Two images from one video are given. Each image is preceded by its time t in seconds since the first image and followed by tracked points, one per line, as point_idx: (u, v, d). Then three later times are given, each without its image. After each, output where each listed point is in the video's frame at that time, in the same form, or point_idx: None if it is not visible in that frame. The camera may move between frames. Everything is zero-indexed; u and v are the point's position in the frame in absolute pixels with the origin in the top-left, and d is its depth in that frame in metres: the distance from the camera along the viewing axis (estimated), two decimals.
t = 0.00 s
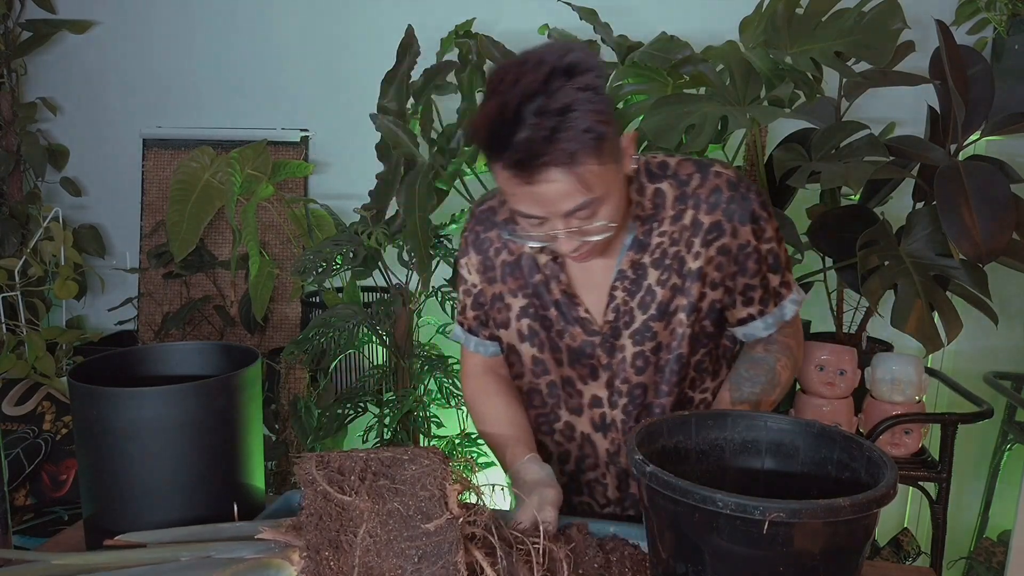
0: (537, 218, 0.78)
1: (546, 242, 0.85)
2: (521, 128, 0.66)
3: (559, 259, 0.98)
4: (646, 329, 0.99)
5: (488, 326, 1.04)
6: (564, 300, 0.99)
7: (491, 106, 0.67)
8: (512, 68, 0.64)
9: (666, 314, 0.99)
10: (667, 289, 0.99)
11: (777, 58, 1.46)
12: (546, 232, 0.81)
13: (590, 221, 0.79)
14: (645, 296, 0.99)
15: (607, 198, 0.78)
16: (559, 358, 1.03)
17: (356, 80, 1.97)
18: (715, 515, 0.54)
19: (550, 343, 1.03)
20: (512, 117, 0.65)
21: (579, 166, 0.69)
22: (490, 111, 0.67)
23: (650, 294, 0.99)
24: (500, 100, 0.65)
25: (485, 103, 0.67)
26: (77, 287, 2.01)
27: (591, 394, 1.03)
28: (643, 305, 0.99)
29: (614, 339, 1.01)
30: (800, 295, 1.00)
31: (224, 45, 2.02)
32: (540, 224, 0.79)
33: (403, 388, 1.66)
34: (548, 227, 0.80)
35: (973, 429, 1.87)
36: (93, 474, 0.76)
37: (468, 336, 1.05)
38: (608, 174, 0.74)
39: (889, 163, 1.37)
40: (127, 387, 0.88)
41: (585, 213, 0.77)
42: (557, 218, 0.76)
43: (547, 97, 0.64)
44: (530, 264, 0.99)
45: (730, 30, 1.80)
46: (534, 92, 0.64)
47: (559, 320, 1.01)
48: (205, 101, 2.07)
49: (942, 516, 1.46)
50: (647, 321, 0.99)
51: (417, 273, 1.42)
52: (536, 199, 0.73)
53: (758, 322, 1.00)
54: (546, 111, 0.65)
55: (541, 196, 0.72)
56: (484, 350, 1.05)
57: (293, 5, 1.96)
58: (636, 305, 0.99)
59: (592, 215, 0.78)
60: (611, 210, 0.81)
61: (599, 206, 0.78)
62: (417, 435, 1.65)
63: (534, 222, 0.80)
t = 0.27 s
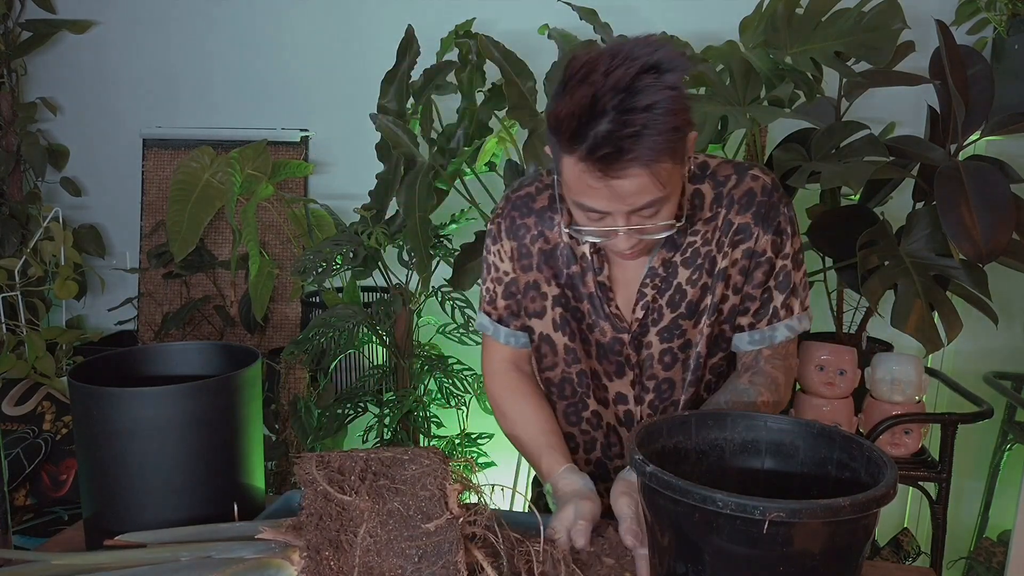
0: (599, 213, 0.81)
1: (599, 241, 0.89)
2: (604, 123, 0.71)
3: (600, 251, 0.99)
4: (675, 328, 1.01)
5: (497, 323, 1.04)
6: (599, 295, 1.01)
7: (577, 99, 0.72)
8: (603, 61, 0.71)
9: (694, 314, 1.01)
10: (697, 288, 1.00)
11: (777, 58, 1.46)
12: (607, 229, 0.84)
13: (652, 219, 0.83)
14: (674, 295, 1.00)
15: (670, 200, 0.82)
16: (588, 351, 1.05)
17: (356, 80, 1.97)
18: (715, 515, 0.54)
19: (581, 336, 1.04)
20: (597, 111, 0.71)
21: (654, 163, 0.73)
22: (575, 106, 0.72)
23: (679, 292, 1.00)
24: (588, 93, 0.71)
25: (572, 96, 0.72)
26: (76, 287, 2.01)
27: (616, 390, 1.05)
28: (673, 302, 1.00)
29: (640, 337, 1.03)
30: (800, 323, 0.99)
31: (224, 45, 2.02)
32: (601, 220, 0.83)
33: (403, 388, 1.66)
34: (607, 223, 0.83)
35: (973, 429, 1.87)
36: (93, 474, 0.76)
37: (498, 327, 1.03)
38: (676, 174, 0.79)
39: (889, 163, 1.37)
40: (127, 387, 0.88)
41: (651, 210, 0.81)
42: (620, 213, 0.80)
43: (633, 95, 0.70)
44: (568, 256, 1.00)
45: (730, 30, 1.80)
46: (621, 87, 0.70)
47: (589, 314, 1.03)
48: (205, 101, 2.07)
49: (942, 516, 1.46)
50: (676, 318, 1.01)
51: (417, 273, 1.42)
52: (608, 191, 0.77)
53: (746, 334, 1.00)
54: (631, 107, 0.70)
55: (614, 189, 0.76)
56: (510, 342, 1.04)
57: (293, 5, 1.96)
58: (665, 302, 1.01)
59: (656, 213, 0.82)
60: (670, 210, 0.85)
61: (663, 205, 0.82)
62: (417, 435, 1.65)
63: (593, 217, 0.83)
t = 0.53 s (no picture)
0: (606, 208, 0.83)
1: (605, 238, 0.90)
2: (613, 117, 0.73)
3: (603, 259, 1.00)
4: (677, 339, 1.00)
5: (500, 330, 1.03)
6: (604, 304, 1.01)
7: (587, 92, 0.74)
8: (613, 56, 0.74)
9: (697, 326, 1.01)
10: (701, 301, 1.00)
11: (777, 58, 1.46)
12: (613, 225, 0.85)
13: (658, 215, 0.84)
14: (678, 307, 1.00)
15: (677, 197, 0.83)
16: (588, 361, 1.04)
17: (355, 79, 1.97)
18: (715, 515, 0.54)
19: (582, 346, 1.04)
20: (607, 105, 0.73)
21: (662, 159, 0.75)
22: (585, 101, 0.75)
23: (684, 305, 1.00)
24: (597, 88, 0.74)
25: (582, 91, 0.75)
26: (76, 287, 2.01)
27: (615, 400, 1.05)
28: (677, 315, 1.00)
29: (642, 348, 1.02)
30: (790, 339, 0.99)
31: (224, 45, 2.02)
32: (608, 216, 0.84)
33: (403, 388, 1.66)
34: (613, 219, 0.85)
35: (973, 429, 1.87)
36: (93, 474, 0.76)
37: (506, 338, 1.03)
38: (683, 170, 0.80)
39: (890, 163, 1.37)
40: (127, 387, 0.88)
41: (657, 206, 0.82)
42: (627, 209, 0.81)
43: (640, 90, 0.72)
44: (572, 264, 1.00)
45: (730, 30, 1.80)
46: (631, 81, 0.72)
47: (591, 323, 1.02)
48: (205, 101, 2.07)
49: (942, 516, 1.46)
50: (679, 331, 1.01)
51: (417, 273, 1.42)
52: (616, 186, 0.79)
53: (738, 348, 1.00)
54: (639, 100, 0.72)
55: (622, 184, 0.78)
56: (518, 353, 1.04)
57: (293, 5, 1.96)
58: (668, 314, 1.00)
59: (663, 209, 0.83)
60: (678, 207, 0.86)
61: (669, 202, 0.83)
62: (417, 434, 1.65)
63: (599, 213, 0.84)
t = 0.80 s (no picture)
0: (649, 159, 0.79)
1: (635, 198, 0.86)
2: (665, 63, 0.72)
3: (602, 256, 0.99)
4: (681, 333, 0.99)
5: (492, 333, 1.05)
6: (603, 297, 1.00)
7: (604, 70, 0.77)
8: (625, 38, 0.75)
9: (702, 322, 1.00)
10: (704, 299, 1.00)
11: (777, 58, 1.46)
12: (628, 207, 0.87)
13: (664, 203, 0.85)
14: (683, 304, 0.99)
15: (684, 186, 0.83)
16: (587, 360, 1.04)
17: (355, 79, 1.97)
18: (715, 516, 0.54)
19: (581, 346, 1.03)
20: (657, 53, 0.72)
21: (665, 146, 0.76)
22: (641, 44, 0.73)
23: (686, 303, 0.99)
24: (654, 36, 0.72)
25: (641, 34, 0.73)
26: (76, 287, 2.01)
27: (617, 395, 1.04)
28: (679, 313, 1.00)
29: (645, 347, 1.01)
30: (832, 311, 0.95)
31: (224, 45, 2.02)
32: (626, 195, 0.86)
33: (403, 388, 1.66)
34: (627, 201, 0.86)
35: (973, 429, 1.87)
36: (93, 474, 0.76)
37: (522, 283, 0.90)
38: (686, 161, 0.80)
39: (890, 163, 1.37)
40: (127, 387, 0.88)
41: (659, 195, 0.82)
42: (671, 159, 0.77)
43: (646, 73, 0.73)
44: (587, 245, 0.95)
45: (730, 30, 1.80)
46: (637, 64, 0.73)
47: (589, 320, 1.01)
48: (205, 101, 2.07)
49: (942, 516, 1.46)
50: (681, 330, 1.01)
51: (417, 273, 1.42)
52: (660, 134, 0.76)
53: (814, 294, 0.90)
54: (691, 48, 0.71)
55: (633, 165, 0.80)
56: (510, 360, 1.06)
57: (293, 5, 1.96)
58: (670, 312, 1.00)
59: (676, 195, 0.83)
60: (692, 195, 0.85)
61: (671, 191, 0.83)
62: (417, 434, 1.65)
63: (641, 164, 0.80)
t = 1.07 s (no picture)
0: (571, 209, 0.83)
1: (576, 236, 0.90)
2: (569, 122, 0.73)
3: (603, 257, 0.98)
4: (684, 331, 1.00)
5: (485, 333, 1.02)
6: (609, 298, 0.98)
7: (540, 97, 0.74)
8: (567, 62, 0.73)
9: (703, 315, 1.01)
10: (706, 290, 1.00)
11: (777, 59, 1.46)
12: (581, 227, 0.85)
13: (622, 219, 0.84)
14: (683, 298, 1.00)
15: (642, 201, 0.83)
16: (591, 365, 1.02)
17: (355, 79, 1.97)
18: (715, 516, 0.54)
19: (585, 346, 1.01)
20: (560, 110, 0.72)
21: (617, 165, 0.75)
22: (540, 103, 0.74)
23: (689, 295, 1.00)
24: (549, 94, 0.73)
25: (535, 95, 0.74)
26: (76, 287, 2.01)
27: (622, 398, 1.03)
28: (682, 306, 1.00)
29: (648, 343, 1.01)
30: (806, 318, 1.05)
31: (224, 45, 2.02)
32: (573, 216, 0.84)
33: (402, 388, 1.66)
34: (580, 218, 0.85)
35: (973, 429, 1.87)
36: (93, 474, 0.76)
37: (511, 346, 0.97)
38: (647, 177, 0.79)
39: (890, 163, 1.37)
40: (126, 387, 0.88)
41: (619, 210, 0.82)
42: (589, 210, 0.81)
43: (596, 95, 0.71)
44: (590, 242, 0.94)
45: (730, 30, 1.80)
46: (586, 86, 0.71)
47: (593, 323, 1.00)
48: (205, 101, 2.07)
49: (942, 516, 1.46)
50: (684, 322, 1.01)
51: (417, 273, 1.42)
52: (571, 190, 0.79)
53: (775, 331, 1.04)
54: (596, 107, 0.72)
55: (578, 188, 0.78)
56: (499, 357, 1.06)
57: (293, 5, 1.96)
58: (674, 305, 1.00)
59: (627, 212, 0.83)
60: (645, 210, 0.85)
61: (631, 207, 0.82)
62: (417, 434, 1.65)
63: (565, 212, 0.84)
